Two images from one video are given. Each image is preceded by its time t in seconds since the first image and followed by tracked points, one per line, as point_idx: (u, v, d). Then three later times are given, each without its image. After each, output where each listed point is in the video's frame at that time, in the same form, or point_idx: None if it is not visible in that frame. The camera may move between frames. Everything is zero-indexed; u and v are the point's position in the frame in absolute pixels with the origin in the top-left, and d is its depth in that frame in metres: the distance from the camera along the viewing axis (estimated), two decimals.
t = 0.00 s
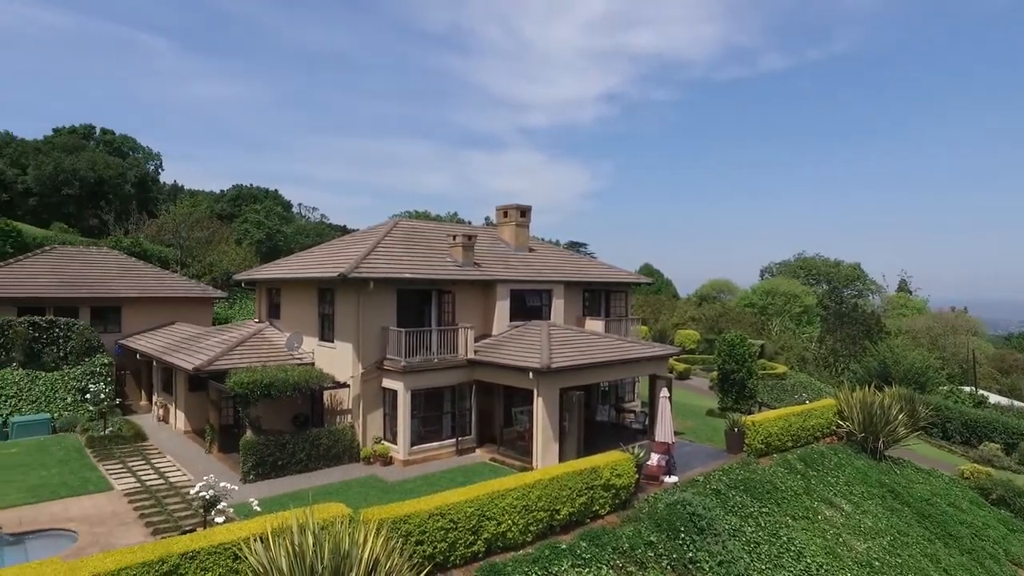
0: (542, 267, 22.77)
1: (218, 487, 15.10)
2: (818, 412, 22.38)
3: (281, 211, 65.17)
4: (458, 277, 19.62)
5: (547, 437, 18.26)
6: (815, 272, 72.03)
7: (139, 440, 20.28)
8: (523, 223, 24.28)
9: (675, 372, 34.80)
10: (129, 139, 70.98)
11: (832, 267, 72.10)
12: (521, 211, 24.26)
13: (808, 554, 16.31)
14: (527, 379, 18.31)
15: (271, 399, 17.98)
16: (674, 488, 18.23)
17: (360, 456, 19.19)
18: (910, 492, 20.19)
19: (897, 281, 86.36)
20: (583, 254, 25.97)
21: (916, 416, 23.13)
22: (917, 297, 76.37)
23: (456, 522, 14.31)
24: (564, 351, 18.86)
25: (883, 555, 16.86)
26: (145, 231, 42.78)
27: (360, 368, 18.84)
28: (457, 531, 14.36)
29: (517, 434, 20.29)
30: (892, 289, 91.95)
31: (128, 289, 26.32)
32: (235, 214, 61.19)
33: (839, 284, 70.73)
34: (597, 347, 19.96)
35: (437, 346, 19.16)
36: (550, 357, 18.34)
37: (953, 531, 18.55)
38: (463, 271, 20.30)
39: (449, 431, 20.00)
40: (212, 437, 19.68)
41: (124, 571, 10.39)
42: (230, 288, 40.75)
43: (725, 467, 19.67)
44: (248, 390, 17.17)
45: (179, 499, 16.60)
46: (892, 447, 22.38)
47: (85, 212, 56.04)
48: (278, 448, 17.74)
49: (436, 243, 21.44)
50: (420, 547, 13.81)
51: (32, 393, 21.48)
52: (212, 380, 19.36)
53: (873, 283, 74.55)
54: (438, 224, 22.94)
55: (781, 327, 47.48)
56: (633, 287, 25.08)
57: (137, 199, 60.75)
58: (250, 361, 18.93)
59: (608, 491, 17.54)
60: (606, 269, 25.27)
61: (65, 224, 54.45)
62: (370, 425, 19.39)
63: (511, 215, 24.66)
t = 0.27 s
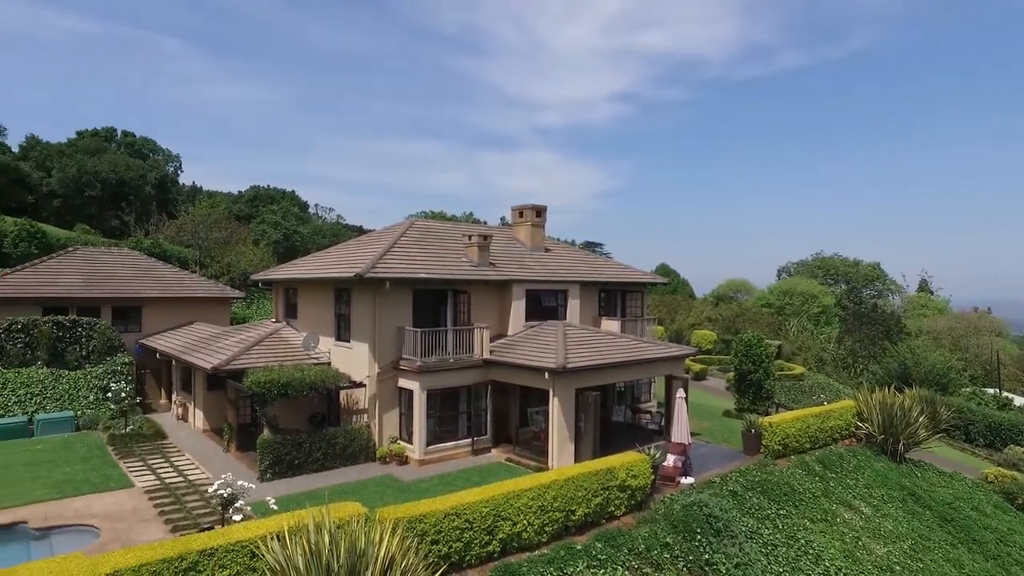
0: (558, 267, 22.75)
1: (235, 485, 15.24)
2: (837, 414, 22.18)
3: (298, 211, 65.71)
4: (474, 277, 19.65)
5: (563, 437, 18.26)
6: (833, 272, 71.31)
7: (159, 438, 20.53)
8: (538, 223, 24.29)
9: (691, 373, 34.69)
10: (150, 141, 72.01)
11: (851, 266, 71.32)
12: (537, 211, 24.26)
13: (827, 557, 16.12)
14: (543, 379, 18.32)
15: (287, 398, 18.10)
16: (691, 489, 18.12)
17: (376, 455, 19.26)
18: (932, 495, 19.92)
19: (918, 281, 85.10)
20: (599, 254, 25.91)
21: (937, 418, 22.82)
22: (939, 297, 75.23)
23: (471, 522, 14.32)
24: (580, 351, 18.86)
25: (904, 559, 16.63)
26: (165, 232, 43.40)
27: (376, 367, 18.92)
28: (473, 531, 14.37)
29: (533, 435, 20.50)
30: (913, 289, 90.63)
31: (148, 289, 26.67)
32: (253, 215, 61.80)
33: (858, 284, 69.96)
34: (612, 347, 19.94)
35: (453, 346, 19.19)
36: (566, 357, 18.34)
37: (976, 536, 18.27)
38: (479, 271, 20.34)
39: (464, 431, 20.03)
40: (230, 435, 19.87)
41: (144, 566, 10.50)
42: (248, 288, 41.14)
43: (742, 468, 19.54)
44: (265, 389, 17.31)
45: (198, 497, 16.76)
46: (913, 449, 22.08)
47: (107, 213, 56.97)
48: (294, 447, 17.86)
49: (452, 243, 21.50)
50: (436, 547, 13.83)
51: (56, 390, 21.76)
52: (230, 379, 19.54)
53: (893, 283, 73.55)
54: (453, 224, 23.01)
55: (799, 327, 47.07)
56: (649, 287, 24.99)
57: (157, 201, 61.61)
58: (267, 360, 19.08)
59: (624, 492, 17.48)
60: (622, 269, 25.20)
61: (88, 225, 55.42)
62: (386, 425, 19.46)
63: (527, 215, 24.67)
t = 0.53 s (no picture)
0: (576, 267, 22.72)
1: (255, 483, 15.37)
2: (858, 416, 21.92)
3: (317, 212, 66.32)
4: (492, 278, 19.69)
5: (580, 438, 18.24)
6: (854, 272, 70.43)
7: (181, 436, 20.82)
8: (556, 223, 24.28)
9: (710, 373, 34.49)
10: (173, 144, 73.19)
11: (873, 266, 70.38)
12: (554, 211, 24.25)
13: (849, 561, 15.91)
14: (560, 379, 18.30)
15: (306, 398, 18.24)
16: (709, 491, 17.97)
17: (394, 455, 19.35)
18: (957, 500, 19.58)
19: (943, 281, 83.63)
20: (616, 254, 25.84)
21: (962, 420, 22.44)
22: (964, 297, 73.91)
23: (489, 522, 14.32)
24: (598, 352, 18.82)
25: (928, 564, 16.36)
26: (187, 233, 44.05)
27: (394, 367, 19.01)
28: (490, 531, 14.37)
29: (550, 435, 20.04)
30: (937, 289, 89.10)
31: (171, 289, 27.06)
32: (272, 215, 62.46)
33: (880, 284, 69.05)
34: (631, 348, 19.88)
35: (470, 346, 19.24)
36: (584, 358, 18.31)
37: (1004, 542, 17.92)
38: (497, 271, 20.37)
39: (482, 431, 20.05)
40: (250, 434, 20.08)
41: (167, 563, 10.60)
42: (268, 288, 41.58)
43: (761, 470, 19.37)
44: (285, 388, 17.47)
45: (219, 495, 16.95)
46: (938, 452, 21.73)
47: (131, 215, 57.99)
48: (313, 446, 18.02)
49: (469, 244, 21.57)
50: (453, 547, 13.85)
51: (81, 388, 22.19)
52: (250, 379, 19.75)
53: (916, 283, 72.40)
54: (471, 225, 23.08)
55: (820, 328, 46.58)
56: (668, 287, 24.86)
57: (179, 202, 62.57)
58: (287, 360, 19.26)
59: (642, 493, 17.39)
60: (640, 269, 25.11)
61: (112, 226, 56.43)
62: (404, 425, 19.53)
63: (544, 215, 24.68)
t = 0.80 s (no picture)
0: (595, 268, 22.66)
1: (276, 482, 15.52)
2: (882, 418, 21.63)
3: (337, 213, 66.89)
4: (511, 278, 19.71)
5: (599, 438, 18.21)
6: (878, 272, 69.43)
7: (204, 434, 21.11)
8: (575, 223, 24.25)
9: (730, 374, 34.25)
10: (196, 146, 74.29)
11: (898, 266, 69.31)
12: (573, 211, 24.22)
13: (873, 566, 15.66)
14: (579, 379, 18.27)
15: (327, 397, 18.39)
16: (730, 493, 17.81)
17: (413, 454, 19.43)
18: (985, 505, 19.20)
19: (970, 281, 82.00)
20: (636, 254, 25.74)
21: (991, 423, 22.00)
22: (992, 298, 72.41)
23: (508, 522, 14.32)
24: (617, 352, 18.76)
25: (955, 570, 16.06)
26: (209, 234, 44.64)
27: (414, 367, 19.09)
28: (509, 531, 14.37)
29: (569, 435, 20.31)
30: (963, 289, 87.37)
31: (194, 290, 27.46)
32: (293, 217, 63.08)
33: (905, 284, 68.00)
34: (651, 348, 19.78)
35: (489, 346, 19.26)
36: (603, 358, 18.26)
37: None
38: (516, 271, 20.39)
39: (501, 431, 20.08)
40: (272, 433, 20.29)
41: (191, 559, 10.73)
42: (289, 288, 42.01)
43: (782, 472, 19.17)
44: (305, 387, 17.62)
45: (241, 493, 17.14)
46: (965, 456, 21.32)
47: (155, 216, 58.95)
48: (334, 445, 18.16)
49: (489, 244, 21.62)
50: (472, 546, 13.87)
51: (108, 387, 22.62)
52: (272, 378, 19.95)
53: (943, 283, 71.07)
54: (490, 225, 23.13)
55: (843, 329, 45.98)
56: (687, 287, 24.71)
57: (202, 204, 63.44)
58: (307, 359, 19.42)
59: (661, 494, 17.29)
60: (660, 269, 24.98)
61: (137, 228, 57.45)
62: (423, 424, 19.61)
63: (563, 215, 24.67)
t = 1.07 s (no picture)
0: (611, 268, 22.61)
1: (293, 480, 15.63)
2: (902, 420, 21.40)
3: (353, 213, 67.31)
4: (527, 278, 19.71)
5: (616, 439, 18.18)
6: (897, 272, 68.70)
7: (223, 433, 21.33)
8: (590, 223, 24.21)
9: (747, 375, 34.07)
10: (214, 148, 75.11)
11: (918, 266, 68.49)
12: (589, 211, 24.19)
13: (893, 569, 15.47)
14: (595, 380, 18.25)
15: (344, 396, 18.49)
16: (747, 494, 17.68)
17: (429, 454, 19.49)
18: (1009, 508, 18.92)
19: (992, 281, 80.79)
20: (652, 254, 25.64)
21: (1014, 425, 21.67)
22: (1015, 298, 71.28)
23: (523, 521, 14.31)
24: (633, 352, 18.73)
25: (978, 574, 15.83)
26: (227, 235, 45.10)
27: (430, 367, 19.15)
28: (525, 531, 14.36)
29: (585, 436, 20.18)
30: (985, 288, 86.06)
31: (213, 290, 27.75)
32: (309, 217, 63.52)
33: (925, 284, 67.21)
34: (667, 349, 19.69)
35: (505, 347, 19.27)
36: (619, 358, 18.21)
37: None
38: (532, 271, 20.39)
39: (517, 431, 20.09)
40: (289, 432, 20.46)
41: (211, 555, 10.82)
42: (305, 289, 42.33)
43: (800, 473, 19.03)
44: (322, 387, 17.74)
45: (259, 491, 17.28)
46: (988, 459, 21.02)
47: (175, 217, 59.64)
48: (350, 444, 18.27)
49: (504, 244, 21.63)
50: (488, 546, 13.88)
51: (128, 385, 22.96)
52: (289, 378, 20.10)
53: (964, 282, 70.07)
54: (506, 225, 23.16)
55: (862, 329, 45.53)
56: (704, 287, 24.58)
57: (220, 205, 64.09)
58: (324, 359, 19.53)
59: (678, 495, 17.21)
60: (676, 269, 24.87)
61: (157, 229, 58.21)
62: (439, 424, 19.66)
63: (579, 215, 24.65)
